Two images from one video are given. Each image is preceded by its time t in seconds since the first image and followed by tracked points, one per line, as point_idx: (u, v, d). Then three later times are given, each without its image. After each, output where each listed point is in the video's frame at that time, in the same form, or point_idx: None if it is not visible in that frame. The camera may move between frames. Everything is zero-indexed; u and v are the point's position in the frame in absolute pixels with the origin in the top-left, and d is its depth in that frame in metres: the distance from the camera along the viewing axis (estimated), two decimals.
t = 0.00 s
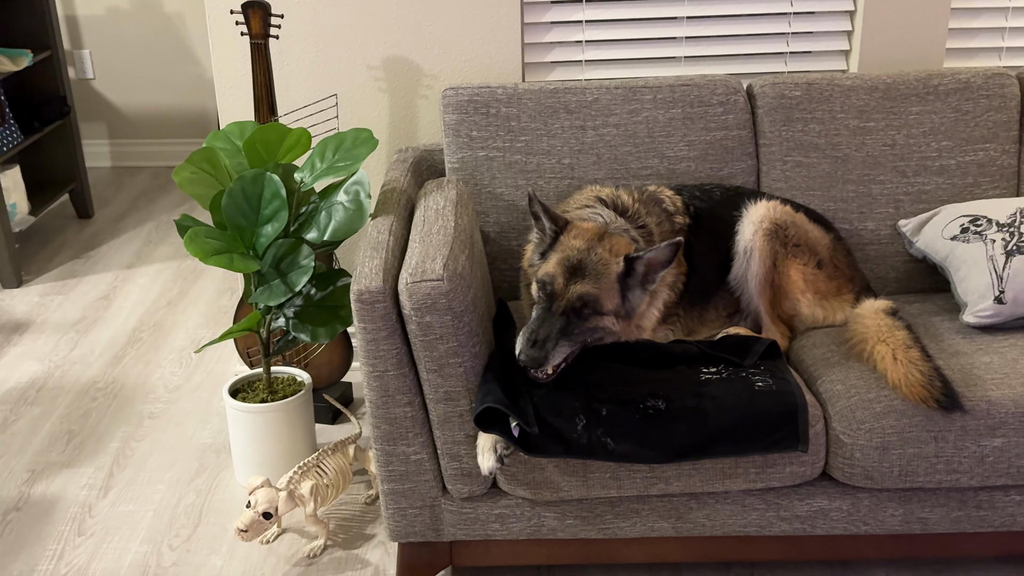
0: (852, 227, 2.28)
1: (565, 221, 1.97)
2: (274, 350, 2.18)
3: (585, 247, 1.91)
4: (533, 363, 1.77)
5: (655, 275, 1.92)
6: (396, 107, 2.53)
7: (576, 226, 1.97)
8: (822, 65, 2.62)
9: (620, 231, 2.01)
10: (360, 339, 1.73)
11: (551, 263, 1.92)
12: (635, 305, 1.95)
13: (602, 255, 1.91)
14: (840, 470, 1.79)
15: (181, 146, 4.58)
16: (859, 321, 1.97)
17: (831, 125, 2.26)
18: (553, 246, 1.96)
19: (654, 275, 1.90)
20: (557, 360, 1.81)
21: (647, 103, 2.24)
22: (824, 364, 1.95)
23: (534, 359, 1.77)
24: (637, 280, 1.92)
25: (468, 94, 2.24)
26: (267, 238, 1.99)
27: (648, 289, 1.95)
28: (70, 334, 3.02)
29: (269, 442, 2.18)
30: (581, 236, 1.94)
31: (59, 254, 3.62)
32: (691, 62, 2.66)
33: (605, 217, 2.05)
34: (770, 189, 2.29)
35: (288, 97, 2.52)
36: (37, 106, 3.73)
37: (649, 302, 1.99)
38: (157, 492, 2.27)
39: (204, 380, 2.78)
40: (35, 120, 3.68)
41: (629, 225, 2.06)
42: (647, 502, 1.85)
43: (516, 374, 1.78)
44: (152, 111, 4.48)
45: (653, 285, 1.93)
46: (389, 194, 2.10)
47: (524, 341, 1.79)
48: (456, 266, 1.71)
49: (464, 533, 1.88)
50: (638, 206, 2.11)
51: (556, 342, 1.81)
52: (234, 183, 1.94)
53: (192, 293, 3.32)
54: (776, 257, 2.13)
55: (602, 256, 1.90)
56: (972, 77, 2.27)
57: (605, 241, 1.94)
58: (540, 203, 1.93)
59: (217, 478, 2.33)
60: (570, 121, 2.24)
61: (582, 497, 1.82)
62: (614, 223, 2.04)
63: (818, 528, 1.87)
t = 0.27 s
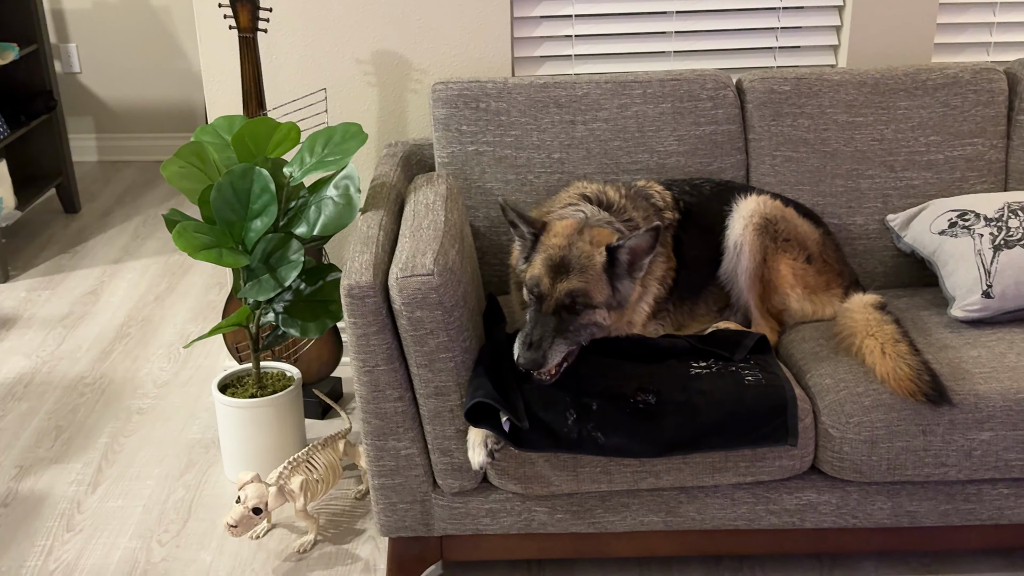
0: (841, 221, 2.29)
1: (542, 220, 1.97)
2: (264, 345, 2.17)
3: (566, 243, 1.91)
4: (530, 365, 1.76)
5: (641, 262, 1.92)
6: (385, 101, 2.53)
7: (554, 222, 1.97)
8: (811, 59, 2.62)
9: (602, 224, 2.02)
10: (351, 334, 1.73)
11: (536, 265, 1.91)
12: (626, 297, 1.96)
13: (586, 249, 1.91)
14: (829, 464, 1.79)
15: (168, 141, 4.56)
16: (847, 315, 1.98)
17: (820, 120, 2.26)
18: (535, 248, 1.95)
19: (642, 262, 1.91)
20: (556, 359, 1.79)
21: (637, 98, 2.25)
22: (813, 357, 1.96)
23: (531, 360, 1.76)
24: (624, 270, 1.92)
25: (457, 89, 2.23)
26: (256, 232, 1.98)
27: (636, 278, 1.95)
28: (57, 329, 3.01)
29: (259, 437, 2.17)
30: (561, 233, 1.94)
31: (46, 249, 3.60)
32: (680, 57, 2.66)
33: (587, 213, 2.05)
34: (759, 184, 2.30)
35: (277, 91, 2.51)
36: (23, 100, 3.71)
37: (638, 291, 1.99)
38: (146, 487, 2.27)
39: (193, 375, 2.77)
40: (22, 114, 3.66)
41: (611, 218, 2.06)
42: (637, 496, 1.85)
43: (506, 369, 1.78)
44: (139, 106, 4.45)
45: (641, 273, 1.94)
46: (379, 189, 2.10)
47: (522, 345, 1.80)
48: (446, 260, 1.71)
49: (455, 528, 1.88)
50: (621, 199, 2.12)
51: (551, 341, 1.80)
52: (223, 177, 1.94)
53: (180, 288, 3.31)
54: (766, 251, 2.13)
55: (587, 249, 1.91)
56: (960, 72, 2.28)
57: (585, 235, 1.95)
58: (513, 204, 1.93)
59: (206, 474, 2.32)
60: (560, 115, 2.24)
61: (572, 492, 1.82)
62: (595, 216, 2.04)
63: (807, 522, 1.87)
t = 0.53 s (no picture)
0: (830, 209, 2.29)
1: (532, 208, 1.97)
2: (252, 333, 2.16)
3: (558, 231, 1.91)
4: (525, 356, 1.77)
5: (633, 250, 1.89)
6: (374, 89, 2.52)
7: (546, 211, 1.96)
8: (800, 47, 2.62)
9: (591, 211, 2.01)
10: (340, 321, 1.72)
11: (527, 255, 1.90)
12: (618, 284, 1.95)
13: (577, 237, 1.91)
14: (819, 450, 1.80)
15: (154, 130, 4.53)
16: (837, 302, 1.98)
17: (810, 108, 2.26)
18: (525, 238, 1.94)
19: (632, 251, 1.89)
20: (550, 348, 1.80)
21: (627, 85, 2.24)
22: (803, 344, 1.96)
23: (526, 350, 1.76)
24: (615, 258, 1.90)
25: (447, 75, 2.22)
26: (244, 219, 1.97)
27: (628, 265, 1.94)
28: (43, 318, 2.99)
29: (247, 426, 2.16)
30: (552, 222, 1.93)
31: (31, 237, 3.58)
32: (670, 44, 2.65)
33: (576, 201, 2.05)
34: (749, 171, 2.30)
35: (265, 78, 2.49)
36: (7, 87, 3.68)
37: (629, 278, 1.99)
38: (133, 476, 2.25)
39: (180, 364, 2.76)
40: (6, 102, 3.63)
41: (602, 206, 2.05)
42: (627, 483, 1.85)
43: (496, 356, 1.78)
44: (125, 94, 4.42)
45: (632, 260, 1.92)
46: (367, 176, 2.09)
47: (515, 336, 1.79)
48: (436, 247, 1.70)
49: (445, 515, 1.88)
50: (612, 186, 2.11)
51: (545, 331, 1.81)
52: (210, 164, 1.92)
53: (166, 276, 3.29)
54: (755, 239, 2.14)
55: (578, 237, 1.91)
56: (949, 60, 2.28)
57: (577, 223, 1.94)
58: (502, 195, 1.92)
59: (194, 462, 2.31)
60: (549, 102, 2.23)
61: (563, 479, 1.82)
62: (585, 204, 2.04)
63: (797, 508, 1.88)
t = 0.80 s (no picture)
0: (821, 198, 2.30)
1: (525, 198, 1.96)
2: (242, 323, 2.15)
3: (553, 221, 1.91)
4: (521, 347, 1.75)
5: (629, 241, 1.91)
6: (364, 77, 2.50)
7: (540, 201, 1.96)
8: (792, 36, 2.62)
9: (585, 201, 2.01)
10: (332, 310, 1.71)
11: (521, 244, 1.90)
12: (612, 274, 1.96)
13: (572, 227, 1.91)
14: (811, 439, 1.80)
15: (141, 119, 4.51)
16: (828, 291, 1.98)
17: (801, 97, 2.26)
18: (520, 228, 1.94)
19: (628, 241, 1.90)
20: (546, 339, 1.79)
21: (619, 74, 2.23)
22: (794, 333, 1.96)
23: (522, 342, 1.75)
24: (611, 249, 1.92)
25: (438, 64, 2.21)
26: (235, 208, 1.96)
27: (622, 256, 1.95)
28: (31, 308, 2.97)
29: (238, 415, 2.16)
30: (546, 212, 1.93)
31: (18, 227, 3.55)
32: (661, 33, 2.65)
33: (569, 192, 2.04)
34: (740, 160, 2.30)
35: (254, 66, 2.48)
36: None
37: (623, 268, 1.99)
38: (123, 466, 2.24)
39: (170, 354, 2.75)
40: None
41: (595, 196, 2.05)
42: (620, 472, 1.85)
43: (488, 345, 1.78)
44: (112, 82, 4.39)
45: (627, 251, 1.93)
46: (358, 165, 2.08)
47: (511, 327, 1.78)
48: (428, 236, 1.70)
49: (438, 505, 1.87)
50: (604, 176, 2.11)
51: (541, 321, 1.80)
52: (199, 152, 1.91)
53: (155, 266, 3.28)
54: (747, 228, 2.14)
55: (572, 227, 1.91)
56: (940, 49, 2.28)
57: (571, 213, 1.94)
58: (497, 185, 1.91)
59: (185, 453, 2.30)
60: (541, 91, 2.22)
61: (555, 468, 1.82)
62: (578, 194, 2.04)
63: (789, 497, 1.88)
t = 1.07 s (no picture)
0: (812, 189, 2.29)
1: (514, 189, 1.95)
2: (232, 314, 2.14)
3: (546, 214, 1.90)
4: (518, 341, 1.75)
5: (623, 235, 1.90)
6: (353, 66, 2.49)
7: (535, 194, 1.95)
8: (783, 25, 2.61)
9: (578, 193, 2.00)
10: (322, 302, 1.70)
11: (517, 238, 1.89)
12: (605, 266, 1.95)
13: (566, 220, 1.90)
14: (802, 430, 1.80)
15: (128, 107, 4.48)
16: (820, 282, 1.99)
17: (792, 87, 2.26)
18: (514, 222, 1.93)
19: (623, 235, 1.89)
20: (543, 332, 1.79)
21: (610, 64, 2.23)
22: (786, 324, 1.97)
23: (520, 336, 1.74)
24: (605, 242, 1.91)
25: (428, 54, 2.19)
26: (224, 199, 1.95)
27: (616, 250, 1.94)
28: (18, 298, 2.95)
29: (228, 407, 2.15)
30: (540, 205, 1.92)
31: (4, 216, 3.53)
32: (652, 22, 2.64)
33: (562, 183, 2.03)
34: (731, 151, 2.29)
35: (243, 55, 2.46)
36: None
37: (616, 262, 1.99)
38: (112, 458, 2.23)
39: (158, 345, 2.73)
40: None
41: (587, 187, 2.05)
42: (611, 463, 1.85)
43: (479, 337, 1.77)
44: (98, 71, 4.36)
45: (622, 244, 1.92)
46: (348, 155, 2.07)
47: (509, 321, 1.78)
48: (419, 227, 1.69)
49: (429, 497, 1.87)
50: (595, 167, 2.11)
51: (538, 315, 1.80)
52: (188, 142, 1.90)
53: (143, 257, 3.26)
54: (739, 219, 2.14)
55: (566, 220, 1.90)
56: (931, 39, 2.28)
57: (566, 206, 1.93)
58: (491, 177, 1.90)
59: (174, 444, 2.29)
60: (531, 81, 2.21)
61: (546, 460, 1.82)
62: (571, 186, 2.03)
63: (779, 487, 1.89)
